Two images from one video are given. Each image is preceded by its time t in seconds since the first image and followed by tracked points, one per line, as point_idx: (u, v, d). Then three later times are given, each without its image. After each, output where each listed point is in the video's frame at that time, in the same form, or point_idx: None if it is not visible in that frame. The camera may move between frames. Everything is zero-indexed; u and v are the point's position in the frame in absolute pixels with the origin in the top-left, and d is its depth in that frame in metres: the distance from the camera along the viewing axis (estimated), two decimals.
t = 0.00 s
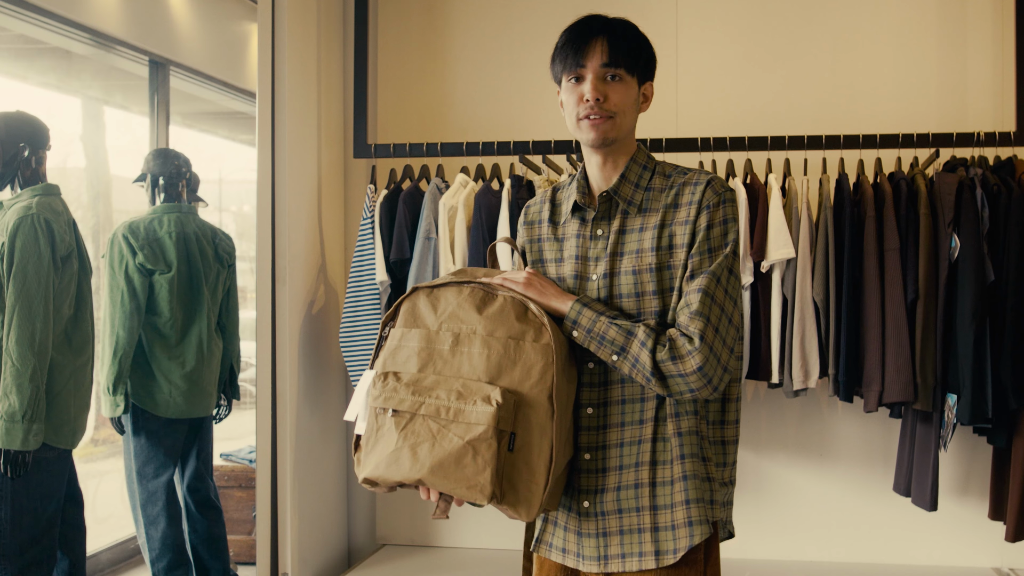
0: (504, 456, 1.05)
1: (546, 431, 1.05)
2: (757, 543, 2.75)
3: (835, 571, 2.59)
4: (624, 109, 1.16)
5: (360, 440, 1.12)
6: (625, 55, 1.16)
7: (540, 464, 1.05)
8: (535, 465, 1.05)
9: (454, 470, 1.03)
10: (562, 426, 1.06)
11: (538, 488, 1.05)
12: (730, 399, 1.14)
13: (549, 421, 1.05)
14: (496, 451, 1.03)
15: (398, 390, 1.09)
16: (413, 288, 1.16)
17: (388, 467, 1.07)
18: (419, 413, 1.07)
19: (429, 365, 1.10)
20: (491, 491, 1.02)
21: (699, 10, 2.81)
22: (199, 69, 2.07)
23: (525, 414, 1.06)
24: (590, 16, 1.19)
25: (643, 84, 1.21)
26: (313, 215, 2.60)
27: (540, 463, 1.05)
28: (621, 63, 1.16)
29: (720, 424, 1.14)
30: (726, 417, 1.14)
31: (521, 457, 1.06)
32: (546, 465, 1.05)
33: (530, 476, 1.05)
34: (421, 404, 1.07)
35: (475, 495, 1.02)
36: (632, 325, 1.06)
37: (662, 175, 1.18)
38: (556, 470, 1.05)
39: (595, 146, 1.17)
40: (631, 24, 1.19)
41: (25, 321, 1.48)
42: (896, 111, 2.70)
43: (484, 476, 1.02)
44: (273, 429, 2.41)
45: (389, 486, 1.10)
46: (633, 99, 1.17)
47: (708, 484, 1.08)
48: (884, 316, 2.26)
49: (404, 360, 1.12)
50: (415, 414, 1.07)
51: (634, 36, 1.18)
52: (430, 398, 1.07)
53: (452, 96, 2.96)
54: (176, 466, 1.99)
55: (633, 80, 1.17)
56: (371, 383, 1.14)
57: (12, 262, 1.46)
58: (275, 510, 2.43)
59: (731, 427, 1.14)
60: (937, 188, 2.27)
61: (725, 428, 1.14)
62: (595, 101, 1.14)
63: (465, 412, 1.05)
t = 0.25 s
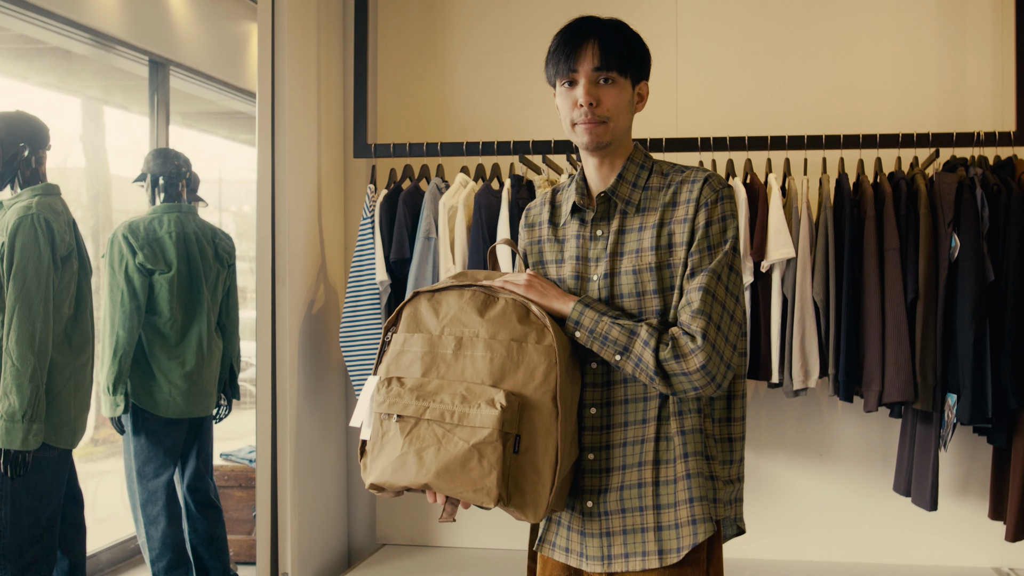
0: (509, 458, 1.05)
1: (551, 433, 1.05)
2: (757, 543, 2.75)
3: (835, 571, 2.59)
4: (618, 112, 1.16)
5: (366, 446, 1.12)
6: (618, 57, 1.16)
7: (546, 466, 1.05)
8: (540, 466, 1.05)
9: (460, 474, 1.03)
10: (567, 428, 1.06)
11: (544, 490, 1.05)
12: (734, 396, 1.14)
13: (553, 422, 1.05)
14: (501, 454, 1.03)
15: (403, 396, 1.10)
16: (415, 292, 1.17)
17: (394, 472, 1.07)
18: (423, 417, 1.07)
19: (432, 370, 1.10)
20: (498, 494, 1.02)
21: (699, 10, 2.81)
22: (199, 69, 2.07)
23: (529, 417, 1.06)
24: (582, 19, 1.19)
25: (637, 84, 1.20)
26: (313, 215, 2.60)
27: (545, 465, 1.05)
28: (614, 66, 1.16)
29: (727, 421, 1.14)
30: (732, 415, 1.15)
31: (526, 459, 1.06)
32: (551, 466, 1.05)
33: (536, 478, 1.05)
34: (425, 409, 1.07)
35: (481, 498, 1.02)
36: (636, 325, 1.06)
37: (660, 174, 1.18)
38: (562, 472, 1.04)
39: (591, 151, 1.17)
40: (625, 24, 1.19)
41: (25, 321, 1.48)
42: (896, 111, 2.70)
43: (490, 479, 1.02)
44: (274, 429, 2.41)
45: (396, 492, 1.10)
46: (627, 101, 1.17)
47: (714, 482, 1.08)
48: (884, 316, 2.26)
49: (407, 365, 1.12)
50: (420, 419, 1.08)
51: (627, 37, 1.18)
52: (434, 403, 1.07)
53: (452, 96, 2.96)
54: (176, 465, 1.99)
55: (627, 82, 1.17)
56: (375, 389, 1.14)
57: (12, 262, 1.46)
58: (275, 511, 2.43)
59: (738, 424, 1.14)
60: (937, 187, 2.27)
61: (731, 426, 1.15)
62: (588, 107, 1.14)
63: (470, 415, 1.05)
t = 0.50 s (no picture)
0: (503, 461, 1.06)
1: (545, 436, 1.05)
2: (757, 543, 2.75)
3: (835, 571, 2.59)
4: (618, 111, 1.16)
5: (363, 450, 1.14)
6: (618, 56, 1.16)
7: (539, 469, 1.05)
8: (534, 469, 1.05)
9: (453, 478, 1.04)
10: (561, 430, 1.05)
11: (538, 492, 1.05)
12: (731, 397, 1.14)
13: (547, 425, 1.05)
14: (495, 458, 1.04)
15: (398, 400, 1.10)
16: (410, 296, 1.16)
17: (389, 477, 1.08)
18: (418, 422, 1.08)
19: (427, 374, 1.10)
20: (491, 497, 1.03)
21: (700, 9, 2.81)
22: (199, 68, 2.07)
23: (523, 420, 1.05)
24: (584, 18, 1.19)
25: (639, 83, 1.20)
26: (313, 215, 2.60)
27: (539, 468, 1.05)
28: (614, 65, 1.16)
29: (722, 422, 1.14)
30: (727, 416, 1.14)
31: (520, 462, 1.06)
32: (545, 469, 1.04)
33: (530, 480, 1.05)
34: (420, 413, 1.08)
35: (475, 502, 1.03)
36: (637, 310, 1.03)
37: (660, 174, 1.18)
38: (556, 474, 1.04)
39: (590, 150, 1.17)
40: (627, 24, 1.19)
41: (25, 321, 1.48)
42: (896, 111, 2.70)
43: (484, 482, 1.03)
44: (274, 429, 2.41)
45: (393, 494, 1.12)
46: (627, 101, 1.17)
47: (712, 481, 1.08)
48: (884, 316, 2.26)
49: (403, 369, 1.12)
50: (415, 423, 1.09)
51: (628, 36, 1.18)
52: (429, 407, 1.08)
53: (452, 96, 2.96)
54: (176, 466, 1.99)
55: (627, 82, 1.17)
56: (371, 393, 1.14)
57: (12, 263, 1.46)
58: (275, 511, 2.43)
59: (734, 424, 1.14)
60: (937, 187, 2.26)
61: (727, 426, 1.14)
62: (587, 106, 1.14)
63: (463, 419, 1.05)
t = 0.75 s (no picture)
0: (495, 461, 1.05)
1: (537, 436, 1.04)
2: (757, 543, 2.75)
3: (835, 571, 2.59)
4: (613, 107, 1.15)
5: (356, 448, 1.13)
6: (614, 53, 1.16)
7: (532, 469, 1.04)
8: (527, 470, 1.04)
9: (445, 478, 1.03)
10: (554, 430, 1.05)
11: (531, 492, 1.04)
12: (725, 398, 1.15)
13: (539, 425, 1.05)
14: (486, 458, 1.03)
15: (390, 399, 1.10)
16: (406, 294, 1.16)
17: (381, 475, 1.07)
18: (410, 421, 1.07)
19: (421, 372, 1.10)
20: (483, 498, 1.01)
21: (700, 9, 2.81)
22: (199, 69, 2.07)
23: (515, 420, 1.05)
24: (584, 18, 1.20)
25: (638, 81, 1.19)
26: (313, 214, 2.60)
27: (532, 468, 1.04)
28: (610, 61, 1.15)
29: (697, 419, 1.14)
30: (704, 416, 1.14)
31: (513, 462, 1.05)
32: (537, 470, 1.04)
33: (522, 481, 1.05)
34: (412, 412, 1.07)
35: (466, 502, 1.01)
36: (650, 278, 1.04)
37: (662, 173, 1.18)
38: (548, 475, 1.04)
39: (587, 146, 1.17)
40: (630, 22, 1.19)
41: (25, 321, 1.48)
42: (896, 111, 2.70)
43: (475, 482, 1.02)
44: (274, 428, 2.41)
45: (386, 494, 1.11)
46: (624, 97, 1.16)
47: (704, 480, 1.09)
48: (884, 316, 2.26)
49: (397, 367, 1.12)
50: (407, 422, 1.08)
51: (628, 34, 1.18)
52: (421, 406, 1.07)
53: (452, 96, 2.96)
54: (176, 466, 1.99)
55: (625, 78, 1.16)
56: (365, 391, 1.14)
57: (12, 263, 1.46)
58: (275, 511, 2.43)
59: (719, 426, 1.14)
60: (937, 188, 2.26)
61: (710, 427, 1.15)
62: (581, 101, 1.13)
63: (455, 418, 1.04)
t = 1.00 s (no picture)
0: (483, 468, 1.05)
1: (527, 445, 1.04)
2: (756, 543, 2.75)
3: (835, 571, 2.59)
4: (609, 104, 1.14)
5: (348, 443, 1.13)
6: (608, 51, 1.15)
7: (519, 477, 1.04)
8: (515, 478, 1.05)
9: (432, 483, 1.03)
10: (544, 439, 1.05)
11: (517, 500, 1.04)
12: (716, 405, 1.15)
13: (529, 434, 1.04)
14: (474, 466, 1.03)
15: (383, 398, 1.10)
16: (405, 290, 1.15)
17: (370, 475, 1.07)
18: (401, 423, 1.07)
19: (416, 372, 1.10)
20: (468, 505, 1.02)
21: (699, 10, 2.81)
22: (200, 69, 2.08)
23: (506, 428, 1.05)
24: (579, 20, 1.21)
25: (636, 79, 1.18)
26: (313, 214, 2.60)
27: (519, 476, 1.04)
28: (604, 60, 1.15)
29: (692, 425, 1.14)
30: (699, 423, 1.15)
31: (501, 469, 1.05)
32: (525, 478, 1.04)
33: (509, 488, 1.05)
34: (404, 414, 1.07)
35: (451, 508, 1.02)
36: (656, 279, 1.05)
37: (663, 175, 1.19)
38: (535, 483, 1.04)
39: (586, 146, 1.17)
40: (629, 22, 1.19)
41: (25, 321, 1.48)
42: (896, 111, 2.70)
43: (462, 489, 1.02)
44: (274, 428, 2.41)
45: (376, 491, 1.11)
46: (621, 94, 1.15)
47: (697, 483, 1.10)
48: (884, 316, 2.26)
49: (393, 364, 1.12)
50: (399, 423, 1.08)
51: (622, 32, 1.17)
52: (413, 409, 1.07)
53: (452, 96, 2.96)
54: (176, 466, 1.99)
55: (620, 75, 1.15)
56: (359, 387, 1.14)
57: (12, 263, 1.45)
58: (275, 511, 2.43)
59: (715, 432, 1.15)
60: (937, 188, 2.26)
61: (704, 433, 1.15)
62: (576, 101, 1.14)
63: (446, 424, 1.04)
